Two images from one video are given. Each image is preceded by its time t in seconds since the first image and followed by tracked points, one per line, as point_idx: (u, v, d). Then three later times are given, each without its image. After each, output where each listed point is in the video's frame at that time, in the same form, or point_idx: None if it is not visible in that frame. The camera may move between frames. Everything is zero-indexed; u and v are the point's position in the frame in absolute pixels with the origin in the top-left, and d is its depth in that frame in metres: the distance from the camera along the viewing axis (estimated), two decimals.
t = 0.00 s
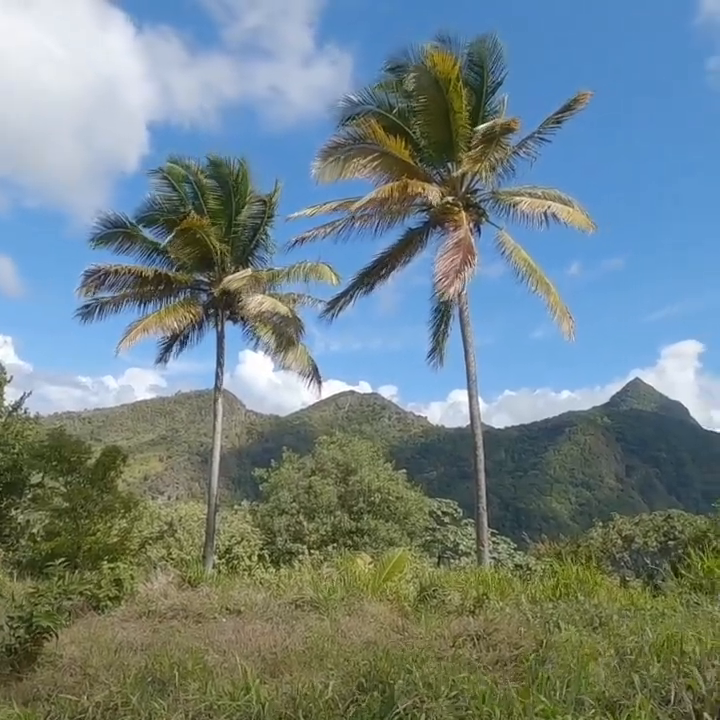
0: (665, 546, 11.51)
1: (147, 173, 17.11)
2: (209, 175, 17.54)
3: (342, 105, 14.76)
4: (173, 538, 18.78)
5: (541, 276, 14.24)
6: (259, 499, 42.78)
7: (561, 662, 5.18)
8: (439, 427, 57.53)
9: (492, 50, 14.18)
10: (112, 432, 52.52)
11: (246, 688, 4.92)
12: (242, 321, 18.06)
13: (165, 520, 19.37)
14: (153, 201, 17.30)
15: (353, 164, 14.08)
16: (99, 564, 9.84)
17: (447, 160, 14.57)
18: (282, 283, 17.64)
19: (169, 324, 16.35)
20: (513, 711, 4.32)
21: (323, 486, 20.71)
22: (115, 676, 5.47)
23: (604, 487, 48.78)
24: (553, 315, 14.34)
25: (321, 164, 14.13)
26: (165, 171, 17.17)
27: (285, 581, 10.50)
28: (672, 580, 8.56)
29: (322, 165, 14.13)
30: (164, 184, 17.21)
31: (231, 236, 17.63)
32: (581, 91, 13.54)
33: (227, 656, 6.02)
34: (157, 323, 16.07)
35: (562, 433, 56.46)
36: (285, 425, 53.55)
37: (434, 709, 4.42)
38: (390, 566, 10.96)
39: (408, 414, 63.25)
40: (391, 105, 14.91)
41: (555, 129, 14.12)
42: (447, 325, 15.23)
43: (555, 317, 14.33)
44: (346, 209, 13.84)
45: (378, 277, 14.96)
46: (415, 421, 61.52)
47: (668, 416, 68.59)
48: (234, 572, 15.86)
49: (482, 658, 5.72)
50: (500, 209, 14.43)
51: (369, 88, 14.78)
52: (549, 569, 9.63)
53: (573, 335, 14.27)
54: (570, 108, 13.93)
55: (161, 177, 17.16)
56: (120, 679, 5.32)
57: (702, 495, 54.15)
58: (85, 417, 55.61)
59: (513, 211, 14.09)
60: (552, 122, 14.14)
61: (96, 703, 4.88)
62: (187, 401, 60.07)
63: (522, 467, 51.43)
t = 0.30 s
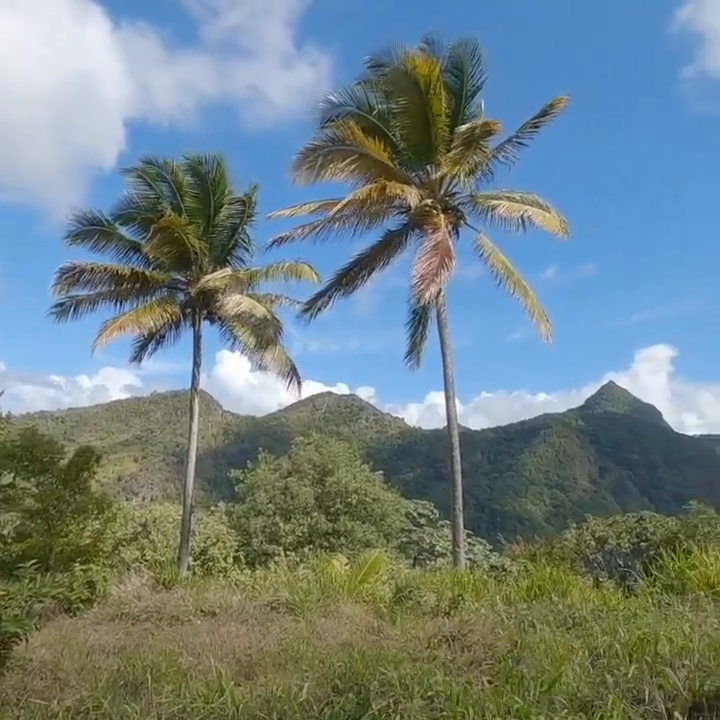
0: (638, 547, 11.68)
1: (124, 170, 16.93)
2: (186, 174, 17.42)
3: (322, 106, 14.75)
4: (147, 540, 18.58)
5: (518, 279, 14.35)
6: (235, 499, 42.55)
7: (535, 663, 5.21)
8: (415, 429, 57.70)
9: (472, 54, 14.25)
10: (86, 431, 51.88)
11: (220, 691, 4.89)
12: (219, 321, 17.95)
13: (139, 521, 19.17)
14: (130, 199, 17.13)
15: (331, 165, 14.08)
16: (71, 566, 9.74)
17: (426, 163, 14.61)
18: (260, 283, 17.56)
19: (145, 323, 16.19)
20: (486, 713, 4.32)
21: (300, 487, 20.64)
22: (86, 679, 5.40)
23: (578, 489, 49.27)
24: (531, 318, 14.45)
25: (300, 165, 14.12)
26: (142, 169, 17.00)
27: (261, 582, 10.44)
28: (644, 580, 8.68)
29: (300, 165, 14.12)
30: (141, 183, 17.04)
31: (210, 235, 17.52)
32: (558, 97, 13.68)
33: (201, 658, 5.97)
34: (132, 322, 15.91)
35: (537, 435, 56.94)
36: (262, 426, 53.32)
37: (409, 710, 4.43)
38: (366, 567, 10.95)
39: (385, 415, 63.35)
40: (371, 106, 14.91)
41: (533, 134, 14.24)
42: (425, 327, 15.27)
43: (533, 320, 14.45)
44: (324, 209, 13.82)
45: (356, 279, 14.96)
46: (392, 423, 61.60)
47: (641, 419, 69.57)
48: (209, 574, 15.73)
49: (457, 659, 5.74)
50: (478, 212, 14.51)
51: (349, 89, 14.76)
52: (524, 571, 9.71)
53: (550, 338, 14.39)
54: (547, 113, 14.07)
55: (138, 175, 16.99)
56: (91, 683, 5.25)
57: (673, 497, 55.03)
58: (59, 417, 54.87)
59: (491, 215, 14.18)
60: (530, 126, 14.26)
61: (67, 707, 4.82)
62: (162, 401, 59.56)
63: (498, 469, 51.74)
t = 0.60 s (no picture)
0: (609, 546, 11.82)
1: (98, 166, 16.73)
2: (162, 170, 17.25)
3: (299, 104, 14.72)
4: (119, 540, 18.35)
5: (494, 280, 14.43)
6: (209, 499, 42.26)
7: (508, 661, 5.25)
8: (391, 428, 57.81)
9: (449, 55, 14.29)
10: (58, 430, 51.16)
11: (193, 691, 4.84)
12: (194, 320, 17.82)
13: (111, 521, 18.93)
14: (104, 195, 16.93)
15: (308, 163, 14.07)
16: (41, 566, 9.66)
17: (404, 163, 14.65)
18: (237, 282, 17.46)
19: (119, 320, 16.00)
20: (459, 711, 4.33)
21: (275, 487, 20.55)
22: (56, 682, 5.32)
23: (551, 488, 49.73)
24: (506, 319, 14.55)
25: (276, 163, 14.10)
26: (116, 165, 16.81)
27: (236, 582, 10.37)
28: (615, 578, 8.79)
29: (276, 164, 14.10)
30: (115, 179, 16.85)
31: (186, 232, 17.38)
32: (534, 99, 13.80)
33: (174, 660, 5.90)
34: (106, 319, 15.72)
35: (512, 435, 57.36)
36: (237, 425, 53.04)
37: (383, 709, 4.44)
38: (341, 567, 10.94)
39: (361, 415, 63.39)
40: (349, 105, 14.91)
41: (510, 136, 14.34)
42: (401, 327, 15.30)
43: (508, 321, 14.55)
44: (301, 208, 13.79)
45: (333, 279, 14.94)
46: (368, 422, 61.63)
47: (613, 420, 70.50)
48: (182, 574, 15.58)
49: (431, 658, 5.76)
50: (455, 212, 14.57)
51: (327, 87, 14.73)
52: (498, 569, 9.77)
53: (525, 339, 14.50)
54: (523, 115, 14.17)
55: (112, 170, 16.80)
56: (61, 685, 5.18)
57: (643, 496, 55.85)
58: (29, 416, 53.99)
59: (467, 216, 14.24)
60: (506, 128, 14.36)
61: (35, 710, 4.74)
62: (136, 400, 58.96)
63: (473, 469, 52.02)
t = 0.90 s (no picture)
0: (585, 545, 11.93)
1: (74, 163, 16.53)
2: (139, 168, 17.10)
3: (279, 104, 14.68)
4: (94, 542, 18.14)
5: (472, 282, 14.50)
6: (186, 500, 41.96)
7: (484, 660, 5.28)
8: (369, 429, 57.86)
9: (427, 58, 14.36)
10: (32, 431, 50.47)
11: (170, 694, 4.80)
12: (172, 319, 17.68)
13: (86, 523, 18.71)
14: (80, 192, 16.74)
15: (287, 163, 14.06)
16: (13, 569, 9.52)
17: (383, 164, 14.66)
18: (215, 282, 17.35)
19: (95, 319, 15.83)
20: (436, 710, 4.36)
21: (253, 488, 20.45)
22: (29, 686, 5.26)
23: (528, 488, 50.12)
24: (485, 321, 14.63)
25: (254, 162, 14.08)
26: (92, 162, 16.63)
27: (212, 584, 10.31)
28: (590, 577, 8.89)
29: (255, 163, 14.08)
30: (92, 176, 16.68)
31: (163, 231, 17.24)
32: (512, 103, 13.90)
33: (149, 663, 5.85)
34: (82, 318, 15.54)
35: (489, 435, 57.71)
36: (215, 425, 52.73)
37: (360, 709, 4.44)
38: (319, 568, 10.94)
39: (340, 415, 63.38)
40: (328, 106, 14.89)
41: (488, 138, 14.43)
42: (380, 328, 15.32)
43: (486, 323, 14.63)
44: (280, 208, 13.75)
45: (312, 279, 14.92)
46: (346, 423, 61.63)
47: (588, 421, 71.25)
48: (158, 576, 15.42)
49: (408, 658, 5.77)
50: (433, 214, 14.62)
51: (307, 87, 14.71)
52: (475, 569, 9.81)
53: (503, 340, 14.59)
54: (502, 118, 14.27)
55: (88, 168, 16.63)
56: (34, 690, 5.11)
57: (618, 496, 56.52)
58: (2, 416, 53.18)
59: (446, 217, 14.30)
60: (485, 131, 14.45)
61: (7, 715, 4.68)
62: (112, 401, 58.36)
63: (450, 469, 52.24)
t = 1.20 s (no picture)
0: (563, 545, 12.03)
1: (52, 161, 16.36)
2: (119, 167, 16.96)
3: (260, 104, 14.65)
4: (72, 545, 17.96)
5: (453, 284, 14.56)
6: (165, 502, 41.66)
7: (465, 660, 5.30)
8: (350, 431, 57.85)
9: (408, 61, 14.42)
10: (8, 433, 49.78)
11: (147, 699, 4.75)
12: (151, 320, 17.55)
13: (63, 527, 18.52)
14: (58, 191, 16.56)
15: (268, 163, 14.05)
16: None
17: (364, 166, 14.67)
18: (195, 283, 17.24)
19: (73, 320, 15.67)
20: (416, 711, 4.37)
21: (233, 490, 20.34)
22: (3, 692, 5.18)
23: (508, 489, 50.43)
24: (465, 323, 14.70)
25: (235, 162, 14.05)
26: (71, 161, 16.47)
27: (192, 587, 10.23)
28: (569, 577, 8.96)
29: (235, 163, 14.05)
30: (70, 175, 16.51)
31: (142, 231, 17.11)
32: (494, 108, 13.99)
33: (127, 667, 5.79)
34: (60, 319, 15.38)
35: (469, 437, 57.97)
36: (195, 427, 52.40)
37: (341, 711, 4.43)
38: (300, 570, 10.91)
39: (320, 416, 63.27)
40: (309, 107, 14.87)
41: (469, 142, 14.50)
42: (361, 329, 15.31)
43: (467, 325, 14.69)
44: (260, 209, 13.71)
45: (293, 280, 14.88)
46: (327, 424, 61.57)
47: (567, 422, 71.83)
48: (137, 579, 15.27)
49: (389, 659, 5.77)
50: (415, 216, 14.65)
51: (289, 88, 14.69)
52: (455, 570, 9.83)
53: (483, 342, 14.66)
54: (483, 122, 14.35)
55: (67, 167, 16.46)
56: (8, 697, 5.04)
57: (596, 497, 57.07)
58: None
59: (427, 219, 14.35)
60: (466, 134, 14.51)
61: None
62: (90, 402, 57.75)
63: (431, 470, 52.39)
